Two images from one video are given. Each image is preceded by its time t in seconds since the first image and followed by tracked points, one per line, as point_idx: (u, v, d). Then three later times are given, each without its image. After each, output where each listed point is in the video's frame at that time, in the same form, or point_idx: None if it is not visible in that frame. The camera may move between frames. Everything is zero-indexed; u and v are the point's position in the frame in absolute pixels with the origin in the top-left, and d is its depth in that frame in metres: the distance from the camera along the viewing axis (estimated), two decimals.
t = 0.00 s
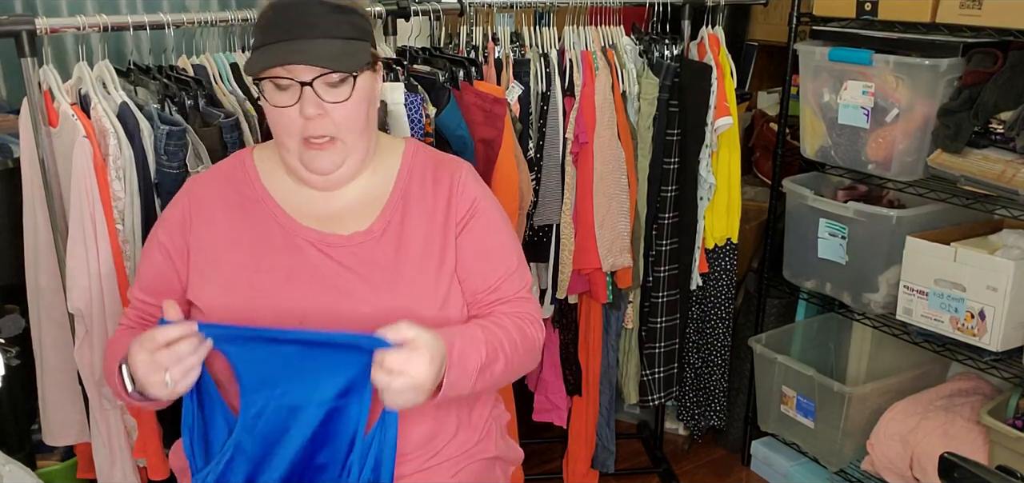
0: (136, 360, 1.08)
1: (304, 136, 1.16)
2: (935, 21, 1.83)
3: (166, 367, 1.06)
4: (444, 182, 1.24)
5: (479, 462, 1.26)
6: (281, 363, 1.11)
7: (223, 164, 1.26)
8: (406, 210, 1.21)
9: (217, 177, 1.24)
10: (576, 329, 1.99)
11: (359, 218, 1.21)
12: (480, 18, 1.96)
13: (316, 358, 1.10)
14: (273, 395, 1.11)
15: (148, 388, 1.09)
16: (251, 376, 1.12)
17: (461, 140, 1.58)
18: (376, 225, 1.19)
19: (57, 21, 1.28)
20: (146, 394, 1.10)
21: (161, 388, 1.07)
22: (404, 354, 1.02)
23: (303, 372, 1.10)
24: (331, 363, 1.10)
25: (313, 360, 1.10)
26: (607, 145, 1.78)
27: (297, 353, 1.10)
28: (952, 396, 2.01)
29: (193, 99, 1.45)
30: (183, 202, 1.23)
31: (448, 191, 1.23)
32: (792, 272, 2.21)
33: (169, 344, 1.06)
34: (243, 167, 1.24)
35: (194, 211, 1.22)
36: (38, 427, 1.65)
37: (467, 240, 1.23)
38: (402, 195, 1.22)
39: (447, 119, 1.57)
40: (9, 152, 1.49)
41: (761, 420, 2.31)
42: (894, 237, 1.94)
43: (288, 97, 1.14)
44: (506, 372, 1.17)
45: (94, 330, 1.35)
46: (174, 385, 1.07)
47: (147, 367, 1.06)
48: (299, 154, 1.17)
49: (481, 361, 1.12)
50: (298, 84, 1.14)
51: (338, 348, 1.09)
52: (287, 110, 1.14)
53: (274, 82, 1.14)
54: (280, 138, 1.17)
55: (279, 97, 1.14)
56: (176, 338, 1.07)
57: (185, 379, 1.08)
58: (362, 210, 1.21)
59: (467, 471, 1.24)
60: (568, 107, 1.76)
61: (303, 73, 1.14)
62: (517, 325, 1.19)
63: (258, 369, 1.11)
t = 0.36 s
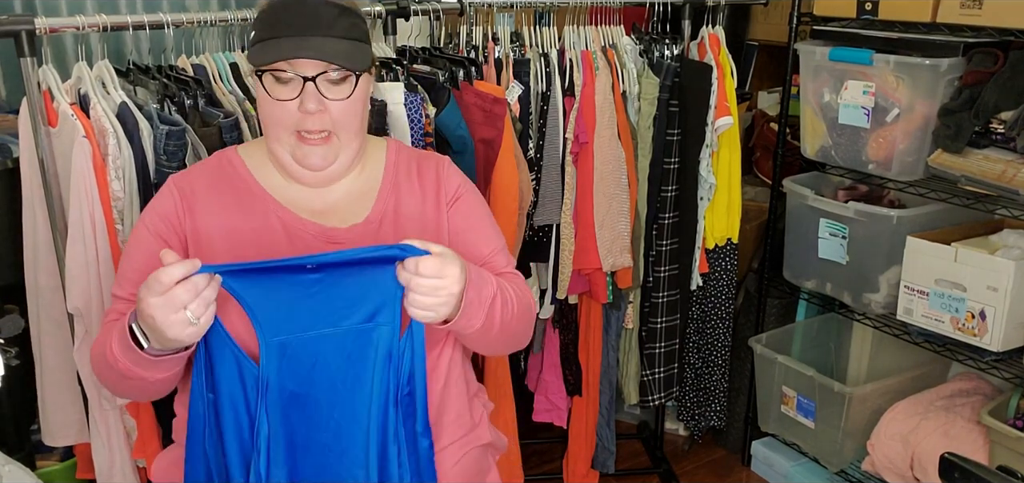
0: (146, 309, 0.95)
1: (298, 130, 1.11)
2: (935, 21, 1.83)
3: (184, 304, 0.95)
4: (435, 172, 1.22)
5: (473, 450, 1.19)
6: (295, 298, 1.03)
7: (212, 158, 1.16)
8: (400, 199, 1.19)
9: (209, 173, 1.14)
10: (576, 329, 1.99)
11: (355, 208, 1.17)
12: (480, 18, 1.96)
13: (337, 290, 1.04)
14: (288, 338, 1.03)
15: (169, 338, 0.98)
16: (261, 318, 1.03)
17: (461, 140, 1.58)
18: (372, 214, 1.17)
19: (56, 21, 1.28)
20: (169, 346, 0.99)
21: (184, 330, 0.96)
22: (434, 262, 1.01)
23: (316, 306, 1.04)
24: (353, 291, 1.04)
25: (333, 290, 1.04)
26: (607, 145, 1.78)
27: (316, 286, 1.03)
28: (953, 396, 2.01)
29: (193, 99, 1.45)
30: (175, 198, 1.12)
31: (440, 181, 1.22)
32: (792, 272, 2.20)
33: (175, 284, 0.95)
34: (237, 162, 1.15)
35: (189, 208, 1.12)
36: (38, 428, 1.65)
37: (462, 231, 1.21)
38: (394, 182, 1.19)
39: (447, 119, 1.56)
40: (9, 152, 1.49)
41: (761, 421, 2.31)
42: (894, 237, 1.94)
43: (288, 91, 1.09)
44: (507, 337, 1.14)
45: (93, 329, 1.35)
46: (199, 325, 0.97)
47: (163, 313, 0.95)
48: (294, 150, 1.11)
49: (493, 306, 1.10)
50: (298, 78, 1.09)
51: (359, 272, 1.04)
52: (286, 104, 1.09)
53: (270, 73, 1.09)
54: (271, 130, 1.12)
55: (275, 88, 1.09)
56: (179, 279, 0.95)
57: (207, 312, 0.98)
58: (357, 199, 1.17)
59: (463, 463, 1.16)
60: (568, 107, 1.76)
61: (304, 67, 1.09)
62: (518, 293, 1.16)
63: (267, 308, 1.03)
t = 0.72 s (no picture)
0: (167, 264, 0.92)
1: (294, 129, 1.10)
2: (935, 21, 1.83)
3: (204, 273, 0.92)
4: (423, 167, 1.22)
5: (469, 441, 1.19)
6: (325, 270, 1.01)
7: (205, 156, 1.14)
8: (391, 196, 1.19)
9: (205, 172, 1.13)
10: (576, 329, 1.99)
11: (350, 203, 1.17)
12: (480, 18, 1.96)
13: (368, 267, 1.02)
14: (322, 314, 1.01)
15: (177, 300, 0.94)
16: (286, 294, 1.00)
17: (462, 140, 1.58)
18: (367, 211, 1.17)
19: (57, 21, 1.28)
20: (172, 309, 0.95)
21: (195, 301, 0.93)
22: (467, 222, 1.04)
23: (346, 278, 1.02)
24: (384, 265, 1.03)
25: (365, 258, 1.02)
26: (607, 144, 1.78)
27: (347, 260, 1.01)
28: (953, 396, 2.01)
29: (193, 99, 1.45)
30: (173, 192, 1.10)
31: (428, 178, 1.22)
32: (792, 272, 2.20)
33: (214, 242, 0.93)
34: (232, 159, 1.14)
35: (185, 205, 1.11)
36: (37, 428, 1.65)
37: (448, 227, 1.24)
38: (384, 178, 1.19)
39: (448, 119, 1.56)
40: (9, 152, 1.48)
41: (761, 420, 2.31)
42: (894, 237, 1.94)
43: (288, 89, 1.09)
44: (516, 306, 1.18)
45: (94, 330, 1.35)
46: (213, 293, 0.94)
47: (181, 276, 0.91)
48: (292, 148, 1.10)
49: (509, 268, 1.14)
50: (298, 76, 1.09)
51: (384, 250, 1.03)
52: (285, 102, 1.09)
53: (269, 72, 1.08)
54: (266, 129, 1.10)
55: (274, 87, 1.09)
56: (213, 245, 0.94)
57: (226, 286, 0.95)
58: (352, 195, 1.17)
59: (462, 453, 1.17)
60: (568, 107, 1.76)
61: (305, 65, 1.09)
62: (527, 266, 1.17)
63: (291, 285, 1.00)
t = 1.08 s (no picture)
0: (197, 299, 0.88)
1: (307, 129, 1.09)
2: (935, 21, 1.83)
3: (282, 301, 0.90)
4: (422, 168, 1.24)
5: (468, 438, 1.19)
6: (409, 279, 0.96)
7: (207, 159, 1.13)
8: (396, 193, 1.20)
9: (207, 174, 1.11)
10: (576, 329, 1.99)
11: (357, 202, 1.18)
12: (479, 18, 1.96)
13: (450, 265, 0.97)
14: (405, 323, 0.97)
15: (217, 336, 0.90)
16: (372, 307, 0.95)
17: (461, 140, 1.58)
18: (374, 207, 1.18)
19: (56, 21, 1.28)
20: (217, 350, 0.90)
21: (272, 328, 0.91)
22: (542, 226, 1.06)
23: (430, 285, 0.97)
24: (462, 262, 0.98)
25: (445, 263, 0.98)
26: (607, 144, 1.78)
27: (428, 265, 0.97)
28: (953, 396, 2.01)
29: (193, 99, 1.45)
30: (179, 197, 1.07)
31: (427, 178, 1.24)
32: (793, 272, 2.20)
33: (256, 267, 0.88)
34: (237, 162, 1.13)
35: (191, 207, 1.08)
36: (38, 428, 1.65)
37: (447, 224, 1.26)
38: (389, 174, 1.21)
39: (447, 119, 1.56)
40: (9, 152, 1.49)
41: (761, 420, 2.31)
42: (894, 237, 1.94)
43: (302, 90, 1.08)
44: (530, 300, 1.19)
45: (93, 329, 1.35)
46: (259, 327, 0.89)
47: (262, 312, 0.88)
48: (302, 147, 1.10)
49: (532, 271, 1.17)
50: (312, 77, 1.08)
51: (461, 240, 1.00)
52: (300, 103, 1.08)
53: (284, 73, 1.07)
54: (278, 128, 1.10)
55: (289, 87, 1.08)
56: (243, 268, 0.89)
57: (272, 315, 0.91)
58: (358, 191, 1.19)
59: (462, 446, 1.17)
60: (568, 107, 1.76)
61: (321, 67, 1.08)
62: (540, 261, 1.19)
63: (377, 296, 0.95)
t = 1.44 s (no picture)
0: (215, 231, 0.86)
1: (313, 132, 1.08)
2: (935, 21, 1.83)
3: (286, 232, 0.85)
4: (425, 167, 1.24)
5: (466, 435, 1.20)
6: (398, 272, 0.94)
7: (212, 155, 1.11)
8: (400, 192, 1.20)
9: (215, 169, 1.10)
10: (576, 329, 1.99)
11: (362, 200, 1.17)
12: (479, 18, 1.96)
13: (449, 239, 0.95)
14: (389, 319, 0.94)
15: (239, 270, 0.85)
16: (357, 287, 0.92)
17: (461, 140, 1.58)
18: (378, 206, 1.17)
19: (56, 21, 1.28)
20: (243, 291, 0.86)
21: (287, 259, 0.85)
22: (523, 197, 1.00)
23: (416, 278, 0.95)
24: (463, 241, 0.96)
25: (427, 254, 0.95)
26: (607, 145, 1.78)
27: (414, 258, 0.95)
28: (953, 396, 2.01)
29: (193, 99, 1.45)
30: (189, 189, 1.06)
31: (429, 175, 1.24)
32: (793, 272, 2.20)
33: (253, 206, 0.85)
34: (245, 160, 1.13)
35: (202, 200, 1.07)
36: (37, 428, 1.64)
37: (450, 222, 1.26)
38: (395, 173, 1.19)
39: (448, 119, 1.57)
40: (9, 152, 1.49)
41: (761, 420, 2.31)
42: (894, 237, 1.94)
43: (310, 94, 1.07)
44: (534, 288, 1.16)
45: (93, 329, 1.35)
46: (273, 261, 0.84)
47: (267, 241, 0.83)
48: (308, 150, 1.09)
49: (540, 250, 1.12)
50: (320, 82, 1.07)
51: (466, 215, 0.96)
52: (307, 108, 1.07)
53: (292, 78, 1.06)
54: (283, 130, 1.09)
55: (297, 92, 1.07)
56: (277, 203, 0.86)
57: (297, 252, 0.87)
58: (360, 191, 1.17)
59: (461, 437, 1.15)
60: (568, 107, 1.76)
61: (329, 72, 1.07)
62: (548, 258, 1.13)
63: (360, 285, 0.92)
